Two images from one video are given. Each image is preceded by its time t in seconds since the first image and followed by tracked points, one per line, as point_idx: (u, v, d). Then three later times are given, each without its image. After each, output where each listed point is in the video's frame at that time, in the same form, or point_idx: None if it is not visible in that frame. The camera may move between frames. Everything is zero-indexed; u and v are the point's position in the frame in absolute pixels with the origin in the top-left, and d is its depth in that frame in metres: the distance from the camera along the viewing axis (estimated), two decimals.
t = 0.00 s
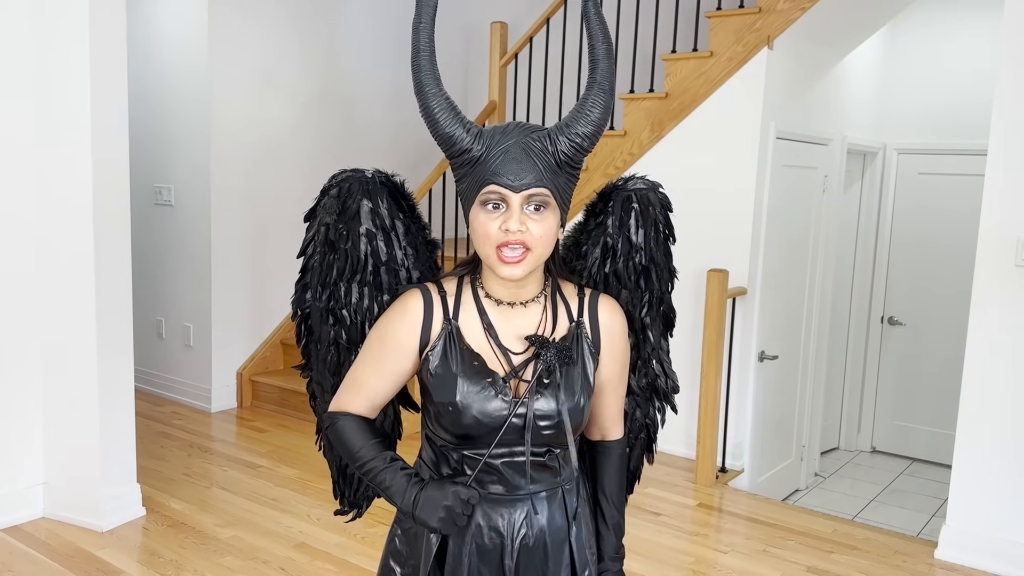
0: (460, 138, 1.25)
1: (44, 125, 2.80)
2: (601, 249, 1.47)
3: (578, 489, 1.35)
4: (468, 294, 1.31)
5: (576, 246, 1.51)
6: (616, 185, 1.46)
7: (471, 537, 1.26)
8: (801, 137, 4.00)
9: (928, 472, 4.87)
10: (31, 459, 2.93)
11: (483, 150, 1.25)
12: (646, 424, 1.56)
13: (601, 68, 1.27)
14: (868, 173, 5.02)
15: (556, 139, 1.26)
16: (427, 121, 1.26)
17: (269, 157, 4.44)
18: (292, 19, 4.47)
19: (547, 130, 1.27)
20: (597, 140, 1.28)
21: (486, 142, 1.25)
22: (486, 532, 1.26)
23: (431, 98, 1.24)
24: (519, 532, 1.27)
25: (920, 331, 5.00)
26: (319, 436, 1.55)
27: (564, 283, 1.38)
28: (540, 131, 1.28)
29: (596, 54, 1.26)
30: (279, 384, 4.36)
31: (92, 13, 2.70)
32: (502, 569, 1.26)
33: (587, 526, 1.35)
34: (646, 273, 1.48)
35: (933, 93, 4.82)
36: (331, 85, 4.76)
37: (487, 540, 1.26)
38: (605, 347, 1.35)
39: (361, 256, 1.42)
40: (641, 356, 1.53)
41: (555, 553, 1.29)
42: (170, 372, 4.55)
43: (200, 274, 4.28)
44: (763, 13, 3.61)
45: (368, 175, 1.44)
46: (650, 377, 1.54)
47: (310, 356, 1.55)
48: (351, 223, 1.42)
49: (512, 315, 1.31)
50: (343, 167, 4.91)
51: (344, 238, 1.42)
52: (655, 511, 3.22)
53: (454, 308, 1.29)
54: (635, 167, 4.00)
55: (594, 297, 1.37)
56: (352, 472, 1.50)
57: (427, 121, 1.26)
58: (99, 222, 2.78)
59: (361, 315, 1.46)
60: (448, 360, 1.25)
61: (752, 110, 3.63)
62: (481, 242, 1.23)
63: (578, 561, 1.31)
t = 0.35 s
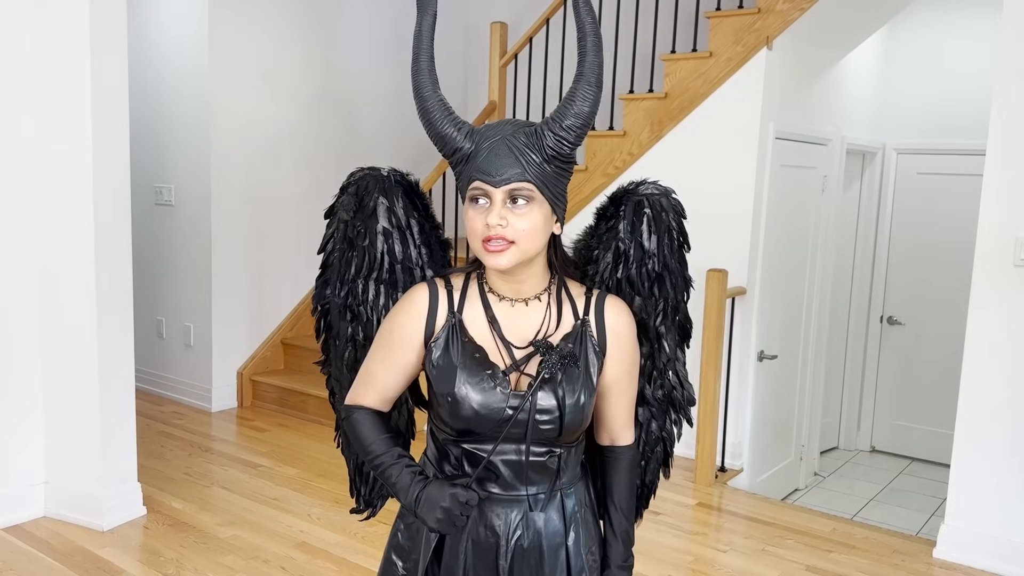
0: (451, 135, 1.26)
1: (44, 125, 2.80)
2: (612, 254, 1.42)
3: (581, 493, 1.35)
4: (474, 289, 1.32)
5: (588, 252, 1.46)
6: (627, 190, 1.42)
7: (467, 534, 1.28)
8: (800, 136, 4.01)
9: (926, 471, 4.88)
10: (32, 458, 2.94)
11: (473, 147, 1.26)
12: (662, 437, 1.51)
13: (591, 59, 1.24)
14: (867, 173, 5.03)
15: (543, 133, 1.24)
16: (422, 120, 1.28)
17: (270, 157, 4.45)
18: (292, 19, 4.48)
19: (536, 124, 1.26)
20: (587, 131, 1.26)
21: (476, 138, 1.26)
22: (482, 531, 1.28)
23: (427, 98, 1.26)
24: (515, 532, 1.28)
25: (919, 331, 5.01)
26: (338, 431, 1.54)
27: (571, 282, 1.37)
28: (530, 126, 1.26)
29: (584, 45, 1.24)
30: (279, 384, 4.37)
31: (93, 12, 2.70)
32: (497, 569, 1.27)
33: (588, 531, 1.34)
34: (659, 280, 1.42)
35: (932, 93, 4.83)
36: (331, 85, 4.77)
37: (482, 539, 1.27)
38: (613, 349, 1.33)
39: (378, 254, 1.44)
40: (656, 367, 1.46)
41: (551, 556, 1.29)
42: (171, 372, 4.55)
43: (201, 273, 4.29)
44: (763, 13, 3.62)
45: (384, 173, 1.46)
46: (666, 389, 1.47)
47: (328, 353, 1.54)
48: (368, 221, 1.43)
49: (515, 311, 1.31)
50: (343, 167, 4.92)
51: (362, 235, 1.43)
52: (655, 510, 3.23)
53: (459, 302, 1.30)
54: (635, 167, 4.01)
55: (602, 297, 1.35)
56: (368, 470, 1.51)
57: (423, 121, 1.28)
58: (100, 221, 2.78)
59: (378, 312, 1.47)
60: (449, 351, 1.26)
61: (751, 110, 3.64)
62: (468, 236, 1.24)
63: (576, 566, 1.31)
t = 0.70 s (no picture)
0: (451, 129, 1.30)
1: (44, 124, 2.80)
2: (627, 259, 1.39)
3: (582, 497, 1.33)
4: (479, 283, 1.35)
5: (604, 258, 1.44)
6: (643, 193, 1.40)
7: (457, 527, 1.29)
8: (801, 136, 4.01)
9: (927, 471, 4.88)
10: (33, 457, 2.94)
11: (465, 140, 1.28)
12: (684, 458, 1.45)
13: (576, 52, 1.21)
14: (868, 172, 5.03)
15: (525, 127, 1.23)
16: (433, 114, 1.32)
17: (270, 157, 4.46)
18: (292, 18, 4.48)
19: (521, 119, 1.25)
20: (568, 126, 1.22)
21: (469, 133, 1.28)
22: (472, 526, 1.28)
23: (438, 91, 1.31)
24: (504, 531, 1.27)
25: (920, 330, 5.01)
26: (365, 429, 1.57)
27: (576, 281, 1.37)
28: (517, 120, 1.25)
29: (568, 37, 1.20)
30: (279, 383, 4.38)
31: (92, 11, 2.70)
32: (484, 566, 1.27)
33: (585, 539, 1.32)
34: (677, 288, 1.38)
35: (932, 93, 4.83)
36: (332, 84, 4.77)
37: (472, 534, 1.28)
38: (615, 349, 1.30)
39: (402, 251, 1.46)
40: (677, 380, 1.43)
41: (540, 560, 1.27)
42: (172, 371, 4.56)
43: (201, 273, 4.29)
44: (763, 13, 3.63)
45: (408, 170, 1.47)
46: (689, 405, 1.43)
47: (357, 349, 1.56)
48: (394, 217, 1.45)
49: (514, 303, 1.32)
50: (343, 167, 4.92)
51: (388, 231, 1.45)
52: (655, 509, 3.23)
53: (462, 294, 1.34)
54: (635, 166, 4.02)
55: (604, 299, 1.32)
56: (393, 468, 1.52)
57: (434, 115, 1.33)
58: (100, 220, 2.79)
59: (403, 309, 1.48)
60: (447, 339, 1.28)
61: (751, 110, 3.64)
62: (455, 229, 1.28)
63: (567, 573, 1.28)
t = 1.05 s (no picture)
0: (447, 128, 1.29)
1: (45, 125, 2.80)
2: (628, 258, 1.39)
3: (582, 499, 1.33)
4: (477, 282, 1.35)
5: (603, 255, 1.44)
6: (641, 190, 1.39)
7: (455, 526, 1.29)
8: (801, 135, 4.01)
9: (928, 470, 4.88)
10: (33, 456, 2.94)
11: (462, 141, 1.27)
12: (693, 461, 1.44)
13: (574, 47, 1.20)
14: (869, 172, 5.02)
15: (524, 126, 1.23)
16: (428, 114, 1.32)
17: (270, 157, 4.45)
18: (292, 18, 4.47)
19: (520, 118, 1.24)
20: (569, 122, 1.22)
21: (466, 131, 1.27)
22: (470, 526, 1.28)
23: (433, 90, 1.31)
24: (501, 531, 1.27)
25: (921, 330, 5.00)
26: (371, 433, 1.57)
27: (576, 280, 1.36)
28: (516, 119, 1.25)
29: (566, 33, 1.20)
30: (280, 383, 4.38)
31: (93, 10, 2.70)
32: (480, 565, 1.27)
33: (584, 541, 1.31)
34: (678, 287, 1.38)
35: (933, 92, 4.83)
36: (332, 84, 4.77)
37: (469, 534, 1.28)
38: (615, 348, 1.29)
39: (406, 255, 1.45)
40: (682, 382, 1.42)
41: (538, 562, 1.26)
42: (172, 371, 4.55)
43: (202, 273, 4.29)
44: (763, 12, 3.62)
45: (410, 173, 1.47)
46: (696, 407, 1.43)
47: (364, 354, 1.55)
48: (397, 221, 1.45)
49: (512, 300, 1.32)
50: (343, 166, 4.91)
51: (393, 234, 1.45)
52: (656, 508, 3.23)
53: (460, 294, 1.33)
54: (636, 166, 4.02)
55: (604, 297, 1.32)
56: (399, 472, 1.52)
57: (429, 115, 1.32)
58: (100, 220, 2.78)
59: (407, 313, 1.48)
60: (444, 336, 1.28)
61: (752, 109, 3.63)
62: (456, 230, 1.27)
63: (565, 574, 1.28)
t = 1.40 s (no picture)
0: (447, 126, 1.29)
1: (46, 125, 2.80)
2: (628, 257, 1.39)
3: (582, 498, 1.33)
4: (476, 282, 1.35)
5: (603, 254, 1.44)
6: (640, 189, 1.39)
7: (455, 525, 1.29)
8: (802, 135, 4.01)
9: (928, 470, 4.88)
10: (33, 456, 2.94)
11: (463, 139, 1.27)
12: (694, 461, 1.44)
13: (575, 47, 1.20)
14: (870, 171, 5.02)
15: (525, 124, 1.23)
16: (430, 112, 1.32)
17: (271, 157, 4.45)
18: (292, 18, 4.47)
19: (520, 117, 1.24)
20: (570, 121, 1.22)
21: (466, 129, 1.27)
22: (469, 525, 1.28)
23: (434, 89, 1.30)
24: (501, 530, 1.27)
25: (921, 329, 5.00)
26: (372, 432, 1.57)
27: (575, 280, 1.36)
28: (516, 117, 1.25)
29: (567, 32, 1.20)
30: (281, 382, 4.38)
31: (93, 9, 2.70)
32: (480, 565, 1.27)
33: (585, 541, 1.31)
34: (678, 285, 1.38)
35: (933, 92, 4.83)
36: (332, 84, 4.77)
37: (469, 534, 1.28)
38: (616, 348, 1.29)
39: (406, 254, 1.45)
40: (683, 380, 1.42)
41: (538, 562, 1.26)
42: (173, 370, 4.55)
43: (203, 272, 4.29)
44: (763, 12, 3.62)
45: (410, 172, 1.47)
46: (697, 407, 1.43)
47: (366, 353, 1.55)
48: (398, 220, 1.45)
49: (510, 300, 1.32)
50: (343, 166, 4.91)
51: (393, 233, 1.45)
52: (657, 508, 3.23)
53: (459, 293, 1.33)
54: (636, 166, 4.02)
55: (603, 296, 1.32)
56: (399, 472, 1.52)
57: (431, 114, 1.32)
58: (101, 220, 2.78)
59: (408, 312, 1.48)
60: (443, 336, 1.28)
61: (753, 109, 3.63)
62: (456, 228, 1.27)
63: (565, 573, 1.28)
